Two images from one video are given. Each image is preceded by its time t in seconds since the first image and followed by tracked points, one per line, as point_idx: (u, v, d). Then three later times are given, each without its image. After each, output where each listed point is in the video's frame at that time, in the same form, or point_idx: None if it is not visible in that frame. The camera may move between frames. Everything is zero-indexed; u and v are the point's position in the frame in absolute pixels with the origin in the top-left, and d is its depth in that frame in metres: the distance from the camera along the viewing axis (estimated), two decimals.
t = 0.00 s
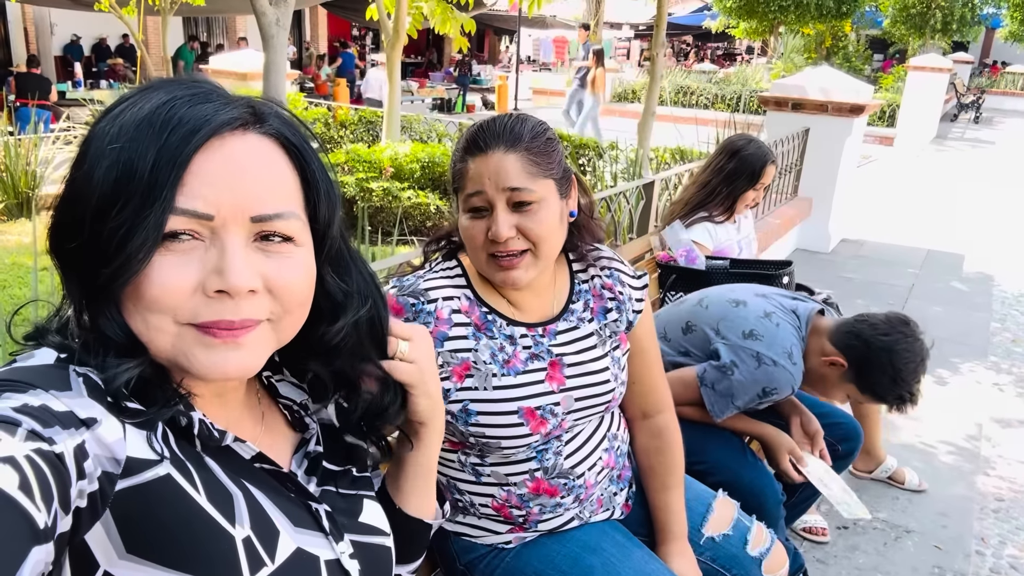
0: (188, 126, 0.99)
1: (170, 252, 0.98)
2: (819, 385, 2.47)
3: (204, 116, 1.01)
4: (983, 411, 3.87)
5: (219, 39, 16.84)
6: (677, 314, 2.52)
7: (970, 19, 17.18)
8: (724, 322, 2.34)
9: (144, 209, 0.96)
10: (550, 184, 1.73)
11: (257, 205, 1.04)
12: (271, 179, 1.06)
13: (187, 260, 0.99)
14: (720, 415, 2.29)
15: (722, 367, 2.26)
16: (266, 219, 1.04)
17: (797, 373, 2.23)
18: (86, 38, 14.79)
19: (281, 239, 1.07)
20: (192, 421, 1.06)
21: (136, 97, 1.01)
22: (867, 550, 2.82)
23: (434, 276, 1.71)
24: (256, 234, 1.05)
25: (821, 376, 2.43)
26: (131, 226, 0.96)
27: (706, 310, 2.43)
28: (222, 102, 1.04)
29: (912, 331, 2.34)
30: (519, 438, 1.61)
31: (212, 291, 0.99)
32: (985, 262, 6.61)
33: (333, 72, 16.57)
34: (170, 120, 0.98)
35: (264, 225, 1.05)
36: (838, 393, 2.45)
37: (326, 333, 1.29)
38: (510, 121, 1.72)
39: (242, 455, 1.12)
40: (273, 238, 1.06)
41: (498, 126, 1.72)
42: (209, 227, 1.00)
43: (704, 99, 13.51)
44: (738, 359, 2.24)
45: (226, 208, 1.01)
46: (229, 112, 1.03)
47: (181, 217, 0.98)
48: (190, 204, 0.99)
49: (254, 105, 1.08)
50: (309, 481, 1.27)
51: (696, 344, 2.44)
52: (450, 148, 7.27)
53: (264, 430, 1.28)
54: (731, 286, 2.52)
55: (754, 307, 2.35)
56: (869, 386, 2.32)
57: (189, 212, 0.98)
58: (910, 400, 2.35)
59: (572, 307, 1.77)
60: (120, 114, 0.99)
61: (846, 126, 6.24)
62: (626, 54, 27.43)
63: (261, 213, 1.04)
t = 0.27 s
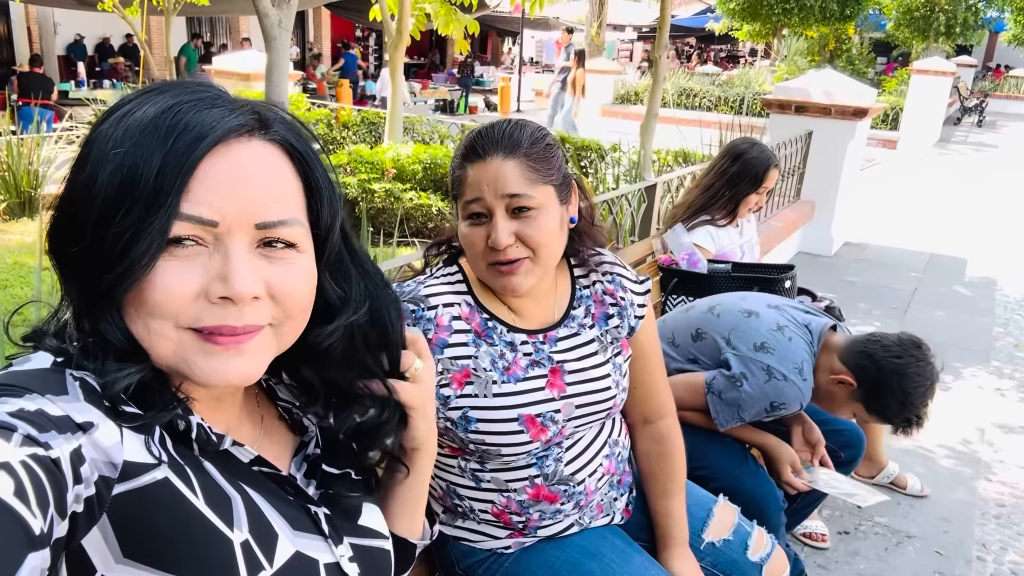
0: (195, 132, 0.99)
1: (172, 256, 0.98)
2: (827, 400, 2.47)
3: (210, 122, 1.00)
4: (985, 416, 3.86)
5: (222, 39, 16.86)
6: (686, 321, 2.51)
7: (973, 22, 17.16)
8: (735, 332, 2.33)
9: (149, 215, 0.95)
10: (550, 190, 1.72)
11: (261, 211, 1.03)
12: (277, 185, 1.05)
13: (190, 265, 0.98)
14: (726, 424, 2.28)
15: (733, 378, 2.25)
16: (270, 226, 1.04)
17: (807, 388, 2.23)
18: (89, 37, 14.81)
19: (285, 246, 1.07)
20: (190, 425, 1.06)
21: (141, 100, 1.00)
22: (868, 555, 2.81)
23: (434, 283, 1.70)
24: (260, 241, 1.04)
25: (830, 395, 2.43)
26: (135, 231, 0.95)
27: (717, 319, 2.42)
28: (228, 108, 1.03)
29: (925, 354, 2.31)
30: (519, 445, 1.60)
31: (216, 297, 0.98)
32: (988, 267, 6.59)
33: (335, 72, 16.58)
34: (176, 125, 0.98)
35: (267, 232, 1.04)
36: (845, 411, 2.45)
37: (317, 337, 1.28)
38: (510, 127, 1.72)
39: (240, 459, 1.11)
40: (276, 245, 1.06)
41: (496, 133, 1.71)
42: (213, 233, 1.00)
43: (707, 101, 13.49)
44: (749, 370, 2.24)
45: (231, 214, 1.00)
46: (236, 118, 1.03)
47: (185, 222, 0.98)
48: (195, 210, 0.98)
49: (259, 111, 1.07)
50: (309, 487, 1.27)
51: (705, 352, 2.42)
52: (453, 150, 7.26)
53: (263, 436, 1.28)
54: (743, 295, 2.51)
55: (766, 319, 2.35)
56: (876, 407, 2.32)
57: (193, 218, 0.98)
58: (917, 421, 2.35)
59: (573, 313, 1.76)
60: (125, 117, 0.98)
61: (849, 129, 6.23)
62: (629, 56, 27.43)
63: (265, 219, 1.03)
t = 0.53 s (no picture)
0: (197, 131, 0.99)
1: (176, 256, 0.98)
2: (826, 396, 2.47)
3: (212, 122, 1.00)
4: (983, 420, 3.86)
5: (222, 39, 16.87)
6: (686, 322, 2.51)
7: (973, 27, 17.19)
8: (733, 331, 2.34)
9: (152, 215, 0.96)
10: (552, 189, 1.73)
11: (263, 210, 1.03)
12: (279, 183, 1.06)
13: (194, 265, 0.99)
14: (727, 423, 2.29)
15: (734, 378, 2.25)
16: (273, 224, 1.04)
17: (807, 388, 2.24)
18: (89, 36, 14.81)
19: (288, 245, 1.07)
20: (193, 424, 1.06)
21: (142, 99, 1.00)
22: (866, 557, 2.82)
23: (436, 284, 1.71)
24: (262, 240, 1.04)
25: (828, 389, 2.43)
26: (139, 231, 0.95)
27: (716, 319, 2.43)
28: (229, 106, 1.04)
29: (921, 346, 2.33)
30: (520, 447, 1.61)
31: (220, 295, 0.99)
32: (986, 270, 6.60)
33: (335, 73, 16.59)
34: (178, 125, 0.98)
35: (270, 231, 1.04)
36: (844, 406, 2.45)
37: (329, 337, 1.33)
38: (511, 126, 1.74)
39: (242, 458, 1.12)
40: (279, 244, 1.06)
41: (499, 132, 1.73)
42: (216, 232, 1.00)
43: (707, 104, 13.51)
44: (751, 368, 2.24)
45: (234, 213, 1.01)
46: (237, 117, 1.03)
47: (189, 223, 0.98)
48: (198, 210, 0.99)
49: (260, 109, 1.08)
50: (312, 484, 1.26)
51: (705, 352, 2.42)
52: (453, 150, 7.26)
53: (267, 433, 1.28)
54: (742, 294, 2.52)
55: (764, 317, 2.36)
56: (874, 400, 2.33)
57: (197, 218, 0.98)
58: (915, 413, 2.35)
59: (575, 316, 1.76)
60: (126, 117, 0.98)
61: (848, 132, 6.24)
62: (629, 58, 27.46)
63: (268, 219, 1.04)
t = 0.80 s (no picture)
0: (196, 136, 0.99)
1: (179, 262, 0.98)
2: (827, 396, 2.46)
3: (210, 127, 1.00)
4: (983, 423, 3.87)
5: (222, 39, 16.86)
6: (686, 324, 2.51)
7: (972, 30, 17.21)
8: (734, 333, 2.34)
9: (153, 222, 0.96)
10: (554, 175, 1.76)
11: (264, 214, 1.04)
12: (279, 186, 1.06)
13: (196, 270, 0.99)
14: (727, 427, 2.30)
15: (734, 380, 2.25)
16: (274, 228, 1.04)
17: (807, 390, 2.24)
18: (88, 36, 14.80)
19: (289, 248, 1.07)
20: (197, 427, 1.06)
21: (140, 105, 1.00)
22: (865, 560, 2.82)
23: (438, 285, 1.70)
24: (264, 244, 1.04)
25: (828, 388, 2.43)
26: (141, 239, 0.95)
27: (716, 321, 2.43)
28: (226, 110, 1.04)
29: (921, 345, 2.33)
30: (521, 449, 1.61)
31: (223, 300, 0.99)
32: (985, 273, 6.61)
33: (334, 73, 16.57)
34: (177, 131, 0.98)
35: (271, 234, 1.05)
36: (844, 405, 2.44)
37: (312, 338, 1.32)
38: (513, 122, 1.79)
39: (246, 460, 1.12)
40: (281, 247, 1.06)
41: (501, 124, 1.77)
42: (218, 238, 1.00)
43: (706, 106, 13.53)
44: (749, 370, 2.24)
45: (234, 218, 1.01)
46: (235, 121, 1.03)
47: (190, 228, 0.98)
48: (200, 216, 0.99)
49: (257, 111, 1.07)
50: (314, 486, 1.26)
51: (706, 354, 2.43)
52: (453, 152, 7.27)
53: (270, 435, 1.28)
54: (740, 296, 2.52)
55: (764, 318, 2.36)
56: (874, 399, 2.33)
57: (199, 223, 0.98)
58: (917, 412, 2.35)
59: (577, 317, 1.76)
60: (123, 124, 0.97)
61: (848, 135, 6.25)
62: (628, 59, 27.49)
63: (269, 222, 1.04)
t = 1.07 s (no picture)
0: (193, 132, 0.99)
1: (181, 259, 0.99)
2: (826, 398, 2.46)
3: (208, 122, 1.00)
4: (981, 424, 3.88)
5: (221, 39, 16.85)
6: (687, 326, 2.51)
7: (970, 33, 17.25)
8: (734, 336, 2.34)
9: (153, 219, 0.96)
10: (559, 184, 1.76)
11: (265, 209, 1.04)
12: (278, 181, 1.07)
13: (198, 267, 0.99)
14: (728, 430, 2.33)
15: (735, 384, 2.27)
16: (275, 223, 1.05)
17: (807, 395, 2.25)
18: (87, 36, 14.81)
19: (289, 243, 1.08)
20: (200, 425, 1.06)
21: (136, 102, 1.00)
22: (864, 560, 2.83)
23: (440, 284, 1.71)
24: (264, 239, 1.05)
25: (827, 391, 2.43)
26: (141, 236, 0.96)
27: (716, 323, 2.43)
28: (223, 105, 1.04)
29: (920, 349, 2.33)
30: (521, 448, 1.61)
31: (225, 296, 0.99)
32: (983, 275, 6.62)
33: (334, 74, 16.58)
34: (175, 127, 0.98)
35: (272, 229, 1.05)
36: (843, 407, 2.45)
37: (310, 334, 1.29)
38: (520, 125, 1.77)
39: (249, 458, 1.12)
40: (281, 242, 1.07)
41: (509, 128, 1.77)
42: (219, 234, 1.00)
43: (705, 108, 13.56)
44: (750, 375, 2.26)
45: (234, 213, 1.01)
46: (232, 116, 1.03)
47: (191, 225, 0.98)
48: (200, 212, 0.99)
49: (253, 106, 1.08)
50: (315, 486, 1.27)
51: (706, 356, 2.44)
52: (452, 152, 7.28)
53: (273, 433, 1.28)
54: (742, 297, 2.52)
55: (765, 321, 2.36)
56: (874, 402, 2.34)
57: (199, 220, 0.99)
58: (914, 415, 2.37)
59: (578, 317, 1.77)
60: (120, 122, 0.98)
61: (847, 137, 6.26)
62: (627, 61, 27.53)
63: (270, 217, 1.04)
